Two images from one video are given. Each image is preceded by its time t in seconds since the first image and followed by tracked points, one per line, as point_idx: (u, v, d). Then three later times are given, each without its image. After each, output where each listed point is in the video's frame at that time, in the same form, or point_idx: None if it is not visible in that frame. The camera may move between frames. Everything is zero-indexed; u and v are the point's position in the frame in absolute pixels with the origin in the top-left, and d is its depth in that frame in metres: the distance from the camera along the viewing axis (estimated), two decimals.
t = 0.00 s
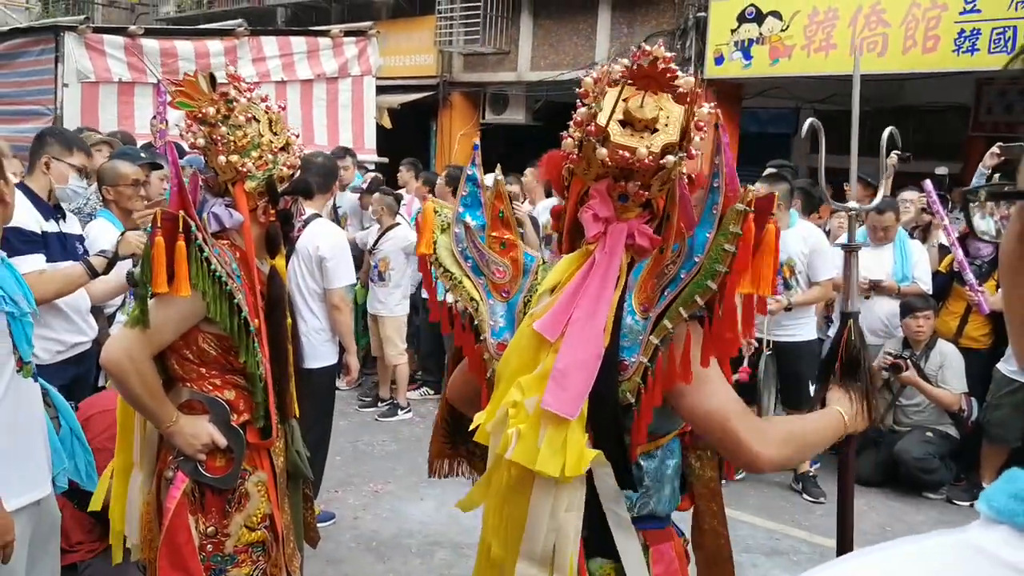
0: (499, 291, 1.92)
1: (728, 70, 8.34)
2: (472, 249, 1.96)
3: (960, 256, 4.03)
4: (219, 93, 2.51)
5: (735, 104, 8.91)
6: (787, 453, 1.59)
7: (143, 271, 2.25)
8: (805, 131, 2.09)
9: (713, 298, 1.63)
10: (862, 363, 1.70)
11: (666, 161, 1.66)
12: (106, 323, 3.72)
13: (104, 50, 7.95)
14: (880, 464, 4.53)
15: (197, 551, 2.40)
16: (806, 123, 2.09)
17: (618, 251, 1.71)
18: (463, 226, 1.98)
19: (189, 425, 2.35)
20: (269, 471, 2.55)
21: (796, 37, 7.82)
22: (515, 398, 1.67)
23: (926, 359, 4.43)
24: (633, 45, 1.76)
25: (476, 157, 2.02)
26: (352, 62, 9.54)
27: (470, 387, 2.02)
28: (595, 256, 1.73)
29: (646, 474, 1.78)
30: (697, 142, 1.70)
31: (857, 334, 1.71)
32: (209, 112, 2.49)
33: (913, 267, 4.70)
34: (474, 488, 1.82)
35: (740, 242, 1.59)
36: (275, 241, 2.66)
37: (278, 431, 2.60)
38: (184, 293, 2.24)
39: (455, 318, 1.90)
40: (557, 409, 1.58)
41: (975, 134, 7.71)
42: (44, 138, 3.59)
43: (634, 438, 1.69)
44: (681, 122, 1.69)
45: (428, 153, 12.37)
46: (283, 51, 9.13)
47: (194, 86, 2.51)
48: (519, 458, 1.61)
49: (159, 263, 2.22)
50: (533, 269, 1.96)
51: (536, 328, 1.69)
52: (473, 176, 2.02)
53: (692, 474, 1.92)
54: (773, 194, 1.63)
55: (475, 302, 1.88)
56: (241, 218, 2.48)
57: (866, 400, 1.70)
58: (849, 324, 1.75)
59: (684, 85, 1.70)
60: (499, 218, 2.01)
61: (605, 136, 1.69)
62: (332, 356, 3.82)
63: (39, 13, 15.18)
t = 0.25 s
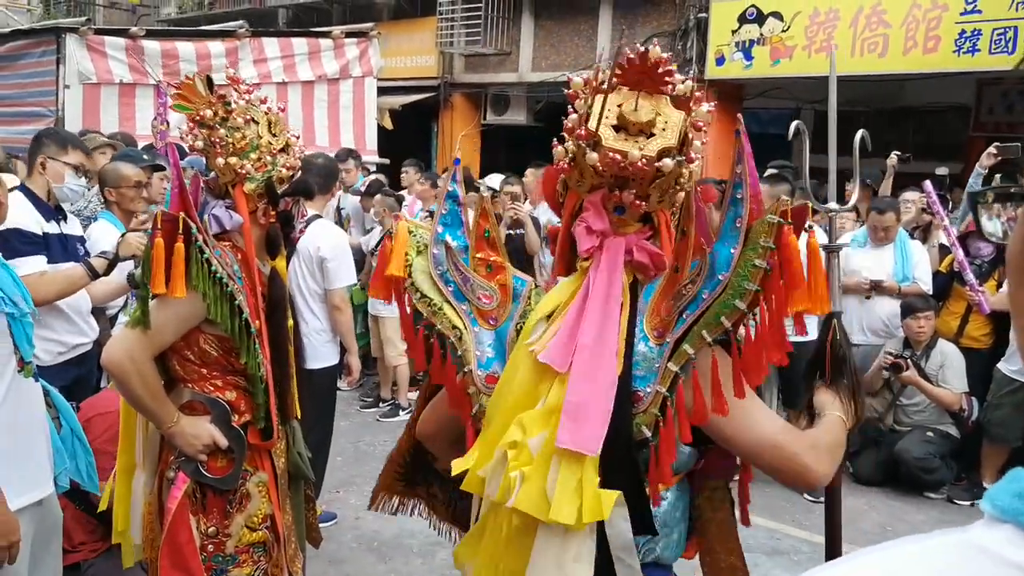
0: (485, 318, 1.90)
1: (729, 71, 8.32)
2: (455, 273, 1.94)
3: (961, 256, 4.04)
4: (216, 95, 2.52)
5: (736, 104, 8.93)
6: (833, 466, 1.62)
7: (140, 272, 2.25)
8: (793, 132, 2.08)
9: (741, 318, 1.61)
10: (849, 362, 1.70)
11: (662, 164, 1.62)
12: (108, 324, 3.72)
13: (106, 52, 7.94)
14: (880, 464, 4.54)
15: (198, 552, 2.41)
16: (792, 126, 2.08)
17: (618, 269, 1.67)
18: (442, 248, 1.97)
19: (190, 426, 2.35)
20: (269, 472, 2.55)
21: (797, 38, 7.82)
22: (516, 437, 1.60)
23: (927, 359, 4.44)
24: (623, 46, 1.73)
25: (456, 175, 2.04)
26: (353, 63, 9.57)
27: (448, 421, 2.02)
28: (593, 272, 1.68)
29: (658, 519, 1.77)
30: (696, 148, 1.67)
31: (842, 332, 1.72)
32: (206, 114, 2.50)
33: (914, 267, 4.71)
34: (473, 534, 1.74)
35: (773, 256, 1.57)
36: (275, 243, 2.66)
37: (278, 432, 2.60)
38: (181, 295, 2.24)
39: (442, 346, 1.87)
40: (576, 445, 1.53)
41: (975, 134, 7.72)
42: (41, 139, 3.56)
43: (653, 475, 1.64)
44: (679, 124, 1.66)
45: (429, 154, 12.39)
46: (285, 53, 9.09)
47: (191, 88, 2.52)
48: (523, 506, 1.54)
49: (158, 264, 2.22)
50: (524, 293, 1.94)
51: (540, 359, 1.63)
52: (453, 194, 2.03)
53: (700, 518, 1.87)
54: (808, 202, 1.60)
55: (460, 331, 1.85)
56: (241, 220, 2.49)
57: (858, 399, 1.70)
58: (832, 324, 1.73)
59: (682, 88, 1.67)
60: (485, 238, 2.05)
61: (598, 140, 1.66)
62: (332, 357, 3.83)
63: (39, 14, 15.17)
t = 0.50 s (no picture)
0: (466, 313, 1.92)
1: (730, 70, 8.45)
2: (432, 264, 1.96)
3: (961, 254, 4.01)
4: (212, 98, 2.52)
5: (737, 103, 8.94)
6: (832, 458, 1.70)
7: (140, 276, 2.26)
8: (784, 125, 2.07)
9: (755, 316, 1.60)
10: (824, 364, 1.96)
11: (607, 136, 1.62)
12: (110, 327, 3.74)
13: (107, 56, 7.98)
14: (882, 464, 4.53)
15: (198, 552, 2.42)
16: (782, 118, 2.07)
17: (590, 254, 1.71)
18: (418, 237, 1.97)
19: (190, 428, 2.36)
20: (269, 472, 2.54)
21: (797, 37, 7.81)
22: (516, 452, 1.62)
23: (929, 358, 4.42)
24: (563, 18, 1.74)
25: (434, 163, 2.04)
26: (353, 65, 9.59)
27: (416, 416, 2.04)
28: (566, 266, 1.73)
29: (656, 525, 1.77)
30: (652, 119, 1.64)
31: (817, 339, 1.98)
32: (204, 117, 2.49)
33: (916, 266, 4.68)
34: (469, 557, 1.71)
35: (794, 252, 1.56)
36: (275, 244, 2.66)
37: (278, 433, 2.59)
38: (182, 298, 2.24)
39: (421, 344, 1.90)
40: (580, 445, 1.56)
41: (977, 133, 7.69)
42: (42, 143, 3.55)
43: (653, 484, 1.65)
44: (629, 96, 1.65)
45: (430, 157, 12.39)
46: (285, 55, 9.13)
47: (189, 92, 2.51)
48: (541, 526, 1.54)
49: (157, 268, 2.22)
50: (507, 287, 1.97)
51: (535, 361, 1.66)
52: (431, 180, 2.04)
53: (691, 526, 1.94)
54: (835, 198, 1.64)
55: (438, 327, 1.88)
56: (240, 222, 2.49)
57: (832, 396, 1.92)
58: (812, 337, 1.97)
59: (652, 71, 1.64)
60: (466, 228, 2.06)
61: (554, 123, 1.67)
62: (333, 358, 3.84)
63: (40, 18, 15.26)
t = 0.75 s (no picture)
0: (434, 321, 1.89)
1: (731, 67, 8.39)
2: (399, 272, 1.94)
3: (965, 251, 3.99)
4: (213, 101, 2.53)
5: (738, 100, 8.97)
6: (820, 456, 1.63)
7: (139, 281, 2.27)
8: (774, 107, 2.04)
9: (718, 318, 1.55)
10: (849, 347, 1.72)
11: (544, 134, 1.60)
12: (114, 329, 3.75)
13: (110, 59, 8.01)
14: (887, 461, 4.51)
15: (201, 553, 2.42)
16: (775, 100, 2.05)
17: (544, 258, 1.67)
18: (383, 245, 1.95)
19: (192, 427, 2.36)
20: (271, 472, 2.53)
21: (799, 34, 7.83)
22: (483, 459, 1.57)
23: (934, 356, 4.39)
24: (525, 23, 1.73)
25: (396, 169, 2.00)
26: (354, 65, 9.61)
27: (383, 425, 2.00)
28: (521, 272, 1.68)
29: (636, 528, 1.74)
30: (591, 114, 1.61)
31: (842, 316, 1.73)
32: (204, 119, 2.50)
33: (920, 263, 4.63)
34: (444, 575, 1.65)
35: (755, 251, 1.52)
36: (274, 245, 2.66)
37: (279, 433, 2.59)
38: (182, 298, 2.25)
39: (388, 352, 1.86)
40: (537, 451, 1.53)
41: (983, 129, 7.66)
42: (45, 145, 3.52)
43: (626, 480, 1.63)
44: (560, 90, 1.61)
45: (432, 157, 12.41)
46: (286, 57, 9.12)
47: (189, 94, 2.53)
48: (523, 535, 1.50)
49: (158, 271, 2.23)
50: (474, 294, 1.91)
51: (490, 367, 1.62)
52: (394, 185, 1.99)
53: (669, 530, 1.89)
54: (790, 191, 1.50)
55: (407, 336, 1.85)
56: (240, 223, 2.50)
57: (860, 380, 1.71)
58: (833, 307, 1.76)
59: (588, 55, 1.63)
60: (432, 233, 2.03)
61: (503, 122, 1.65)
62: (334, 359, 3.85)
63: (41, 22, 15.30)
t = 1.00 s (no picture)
0: (434, 320, 1.84)
1: (733, 72, 8.48)
2: (404, 272, 1.88)
3: (966, 256, 3.98)
4: (215, 107, 2.54)
5: (738, 105, 9.05)
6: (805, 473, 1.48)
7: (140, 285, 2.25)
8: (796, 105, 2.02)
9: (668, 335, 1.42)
10: (874, 358, 1.61)
11: (519, 146, 1.56)
12: (116, 334, 3.76)
13: (111, 64, 8.03)
14: (888, 467, 4.50)
15: (203, 557, 2.43)
16: (797, 95, 2.02)
17: (521, 268, 1.62)
18: (392, 246, 1.90)
19: (193, 433, 2.36)
20: (273, 477, 2.53)
21: (800, 38, 7.92)
22: (442, 461, 1.54)
23: (934, 361, 4.40)
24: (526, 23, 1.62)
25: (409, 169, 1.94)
26: (355, 71, 9.49)
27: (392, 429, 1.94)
28: (499, 276, 1.64)
29: (597, 541, 1.60)
30: (567, 125, 1.54)
31: (868, 327, 1.63)
32: (206, 125, 2.51)
33: (920, 268, 4.63)
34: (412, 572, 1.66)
35: (695, 270, 1.36)
36: (276, 251, 2.66)
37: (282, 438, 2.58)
38: (185, 303, 2.24)
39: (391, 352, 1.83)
40: (487, 460, 1.49)
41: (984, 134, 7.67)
42: (50, 151, 3.43)
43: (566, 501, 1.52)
44: (533, 102, 1.55)
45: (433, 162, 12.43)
46: (288, 62, 9.14)
47: (192, 100, 2.54)
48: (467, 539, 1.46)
49: (159, 277, 2.23)
50: (471, 294, 1.85)
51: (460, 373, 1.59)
52: (405, 188, 1.93)
53: (656, 540, 1.70)
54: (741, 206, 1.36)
55: (406, 333, 1.81)
56: (241, 229, 2.49)
57: (881, 397, 1.59)
58: (859, 316, 1.66)
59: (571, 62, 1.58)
60: (434, 235, 1.93)
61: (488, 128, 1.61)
62: (335, 364, 3.89)
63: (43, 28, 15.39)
